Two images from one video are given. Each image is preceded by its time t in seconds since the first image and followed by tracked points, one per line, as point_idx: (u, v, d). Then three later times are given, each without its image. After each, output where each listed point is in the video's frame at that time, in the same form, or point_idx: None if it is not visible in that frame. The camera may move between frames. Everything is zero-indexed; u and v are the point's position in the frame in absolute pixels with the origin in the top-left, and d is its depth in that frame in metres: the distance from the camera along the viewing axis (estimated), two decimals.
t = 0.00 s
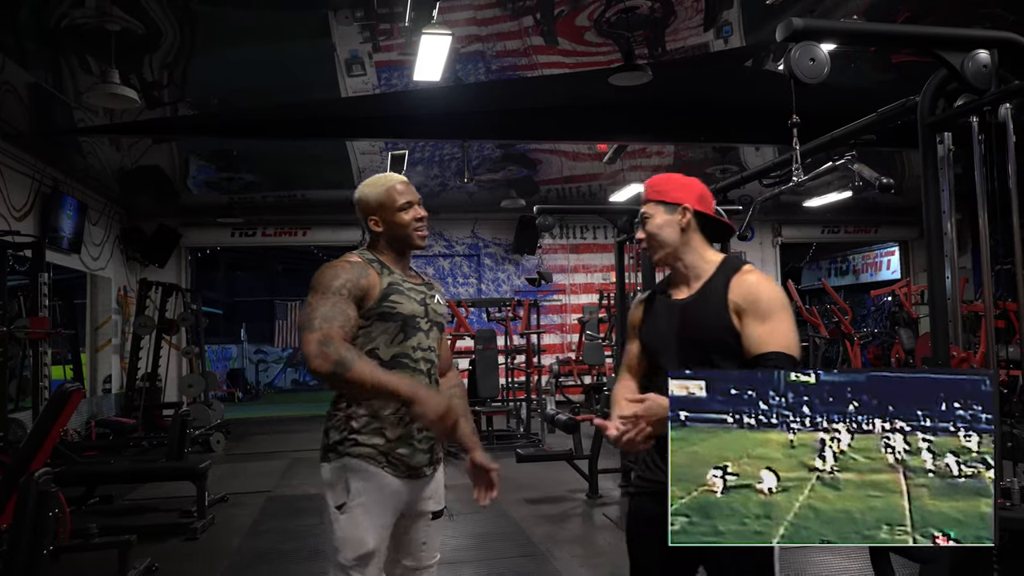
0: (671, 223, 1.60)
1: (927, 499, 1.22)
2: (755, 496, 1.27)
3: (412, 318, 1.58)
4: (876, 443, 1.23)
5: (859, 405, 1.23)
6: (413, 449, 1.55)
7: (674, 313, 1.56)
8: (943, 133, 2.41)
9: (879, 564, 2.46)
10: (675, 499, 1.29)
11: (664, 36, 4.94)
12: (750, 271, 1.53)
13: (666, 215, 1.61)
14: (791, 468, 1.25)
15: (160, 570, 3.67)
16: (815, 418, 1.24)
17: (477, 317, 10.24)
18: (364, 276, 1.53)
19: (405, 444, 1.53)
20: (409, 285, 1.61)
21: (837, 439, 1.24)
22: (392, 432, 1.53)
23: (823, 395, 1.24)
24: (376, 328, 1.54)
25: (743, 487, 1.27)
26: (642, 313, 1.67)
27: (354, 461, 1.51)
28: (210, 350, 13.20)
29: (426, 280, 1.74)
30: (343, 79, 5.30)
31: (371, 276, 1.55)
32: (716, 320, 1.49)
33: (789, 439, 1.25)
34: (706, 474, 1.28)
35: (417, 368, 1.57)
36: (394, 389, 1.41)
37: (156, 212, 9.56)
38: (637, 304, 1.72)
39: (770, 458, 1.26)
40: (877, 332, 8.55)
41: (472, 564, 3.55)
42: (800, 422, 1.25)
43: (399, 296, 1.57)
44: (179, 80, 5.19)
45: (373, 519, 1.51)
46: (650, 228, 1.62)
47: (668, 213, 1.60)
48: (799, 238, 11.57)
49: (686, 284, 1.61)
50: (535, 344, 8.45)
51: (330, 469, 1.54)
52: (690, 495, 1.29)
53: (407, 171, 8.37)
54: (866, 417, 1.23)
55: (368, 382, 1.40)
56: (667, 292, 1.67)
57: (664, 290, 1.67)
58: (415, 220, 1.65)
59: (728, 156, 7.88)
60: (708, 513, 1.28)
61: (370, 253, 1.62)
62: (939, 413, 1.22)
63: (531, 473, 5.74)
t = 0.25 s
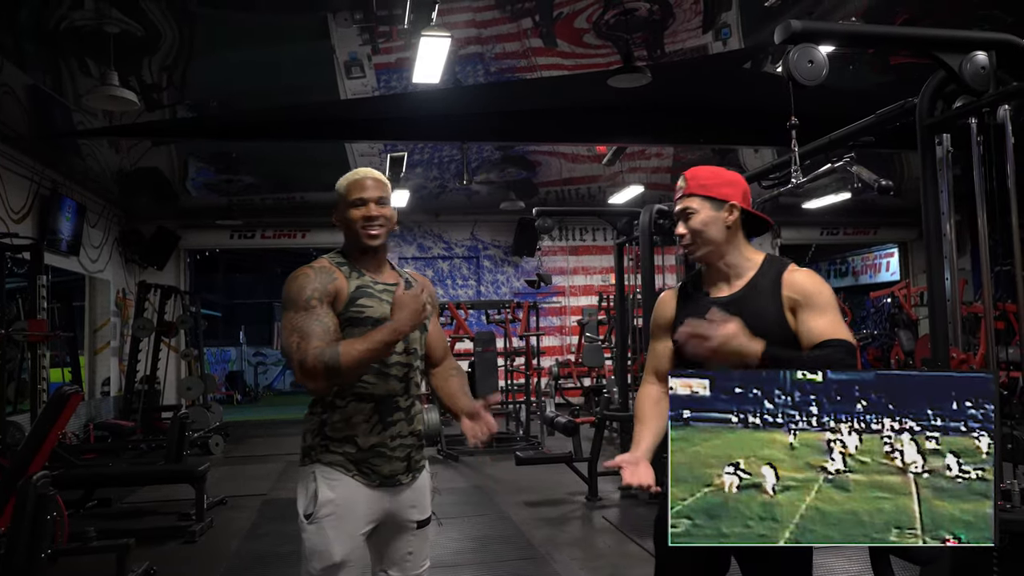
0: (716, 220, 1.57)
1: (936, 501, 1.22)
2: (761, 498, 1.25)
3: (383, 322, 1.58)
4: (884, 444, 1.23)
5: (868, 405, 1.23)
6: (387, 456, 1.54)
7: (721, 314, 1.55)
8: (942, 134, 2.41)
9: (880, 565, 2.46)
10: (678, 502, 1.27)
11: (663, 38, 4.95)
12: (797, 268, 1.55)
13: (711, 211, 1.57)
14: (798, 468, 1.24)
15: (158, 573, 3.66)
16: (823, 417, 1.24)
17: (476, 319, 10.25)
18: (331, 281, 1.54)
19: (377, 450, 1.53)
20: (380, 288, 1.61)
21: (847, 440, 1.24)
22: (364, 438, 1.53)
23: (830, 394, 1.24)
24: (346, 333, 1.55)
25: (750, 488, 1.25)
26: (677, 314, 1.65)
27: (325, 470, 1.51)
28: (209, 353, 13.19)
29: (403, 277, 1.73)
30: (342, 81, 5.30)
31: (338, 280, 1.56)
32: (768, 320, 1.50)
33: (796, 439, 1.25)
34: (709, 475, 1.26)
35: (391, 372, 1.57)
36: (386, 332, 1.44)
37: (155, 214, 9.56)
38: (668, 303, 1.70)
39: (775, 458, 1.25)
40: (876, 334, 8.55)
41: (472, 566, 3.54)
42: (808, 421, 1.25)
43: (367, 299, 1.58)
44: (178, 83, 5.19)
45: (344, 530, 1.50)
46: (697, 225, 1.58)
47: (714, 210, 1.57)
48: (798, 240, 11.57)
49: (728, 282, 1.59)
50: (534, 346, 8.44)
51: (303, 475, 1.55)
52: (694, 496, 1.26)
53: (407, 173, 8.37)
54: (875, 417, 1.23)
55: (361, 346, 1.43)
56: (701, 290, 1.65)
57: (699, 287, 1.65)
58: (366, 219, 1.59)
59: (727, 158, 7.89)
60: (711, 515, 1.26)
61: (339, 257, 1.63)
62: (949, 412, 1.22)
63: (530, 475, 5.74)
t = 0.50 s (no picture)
0: (747, 214, 1.60)
1: (948, 505, 1.18)
2: (765, 499, 1.21)
3: (353, 324, 1.54)
4: (891, 443, 1.20)
5: (876, 403, 1.19)
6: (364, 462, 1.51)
7: (743, 305, 1.57)
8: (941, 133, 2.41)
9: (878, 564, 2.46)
10: (679, 503, 1.22)
11: (662, 37, 4.95)
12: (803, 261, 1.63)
13: (742, 204, 1.59)
14: (802, 469, 1.21)
15: (157, 571, 3.66)
16: (829, 417, 1.21)
17: (475, 318, 10.26)
18: (296, 286, 1.51)
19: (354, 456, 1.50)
20: (351, 288, 1.57)
21: (854, 441, 1.21)
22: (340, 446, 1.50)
23: (837, 392, 1.21)
24: (315, 337, 1.51)
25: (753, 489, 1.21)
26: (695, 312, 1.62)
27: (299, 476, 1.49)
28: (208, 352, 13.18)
29: (382, 272, 1.67)
30: (342, 79, 5.30)
31: (304, 285, 1.53)
32: (791, 308, 1.54)
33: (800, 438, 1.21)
34: (711, 475, 1.21)
35: (365, 376, 1.54)
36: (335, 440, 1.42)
37: (154, 213, 9.55)
38: (681, 301, 1.65)
39: (778, 458, 1.21)
40: (875, 333, 8.55)
41: (470, 565, 3.54)
42: (813, 420, 1.21)
43: (336, 301, 1.53)
44: (176, 81, 5.18)
45: (321, 535, 1.49)
46: (736, 217, 1.58)
47: (746, 203, 1.59)
48: (797, 239, 11.58)
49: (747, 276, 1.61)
50: (533, 344, 8.44)
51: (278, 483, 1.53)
52: (696, 498, 1.21)
53: (406, 172, 8.37)
54: (883, 416, 1.20)
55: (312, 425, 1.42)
56: (716, 286, 1.64)
57: (713, 284, 1.64)
58: (344, 215, 1.60)
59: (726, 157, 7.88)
60: (712, 518, 1.21)
61: (310, 257, 1.60)
62: (962, 411, 1.18)
63: (529, 473, 5.74)
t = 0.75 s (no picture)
0: (730, 224, 1.63)
1: (950, 503, 1.20)
2: (767, 500, 1.21)
3: (335, 332, 1.54)
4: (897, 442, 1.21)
5: (880, 401, 1.21)
6: (351, 473, 1.52)
7: (734, 315, 1.59)
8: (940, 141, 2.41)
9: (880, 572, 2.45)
10: (678, 505, 1.20)
11: (661, 45, 4.96)
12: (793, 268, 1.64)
13: (724, 213, 1.63)
14: (804, 469, 1.21)
15: None
16: (833, 416, 1.21)
17: (475, 325, 10.27)
18: (270, 294, 1.51)
19: (341, 467, 1.51)
20: (334, 295, 1.57)
21: (858, 440, 1.21)
22: (325, 458, 1.50)
23: (841, 390, 1.21)
24: (295, 347, 1.51)
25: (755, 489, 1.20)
26: (686, 323, 1.64)
27: (284, 492, 1.48)
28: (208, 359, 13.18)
29: (366, 279, 1.68)
30: (342, 87, 5.30)
31: (281, 292, 1.52)
32: (783, 317, 1.56)
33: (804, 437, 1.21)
34: (712, 476, 1.20)
35: (349, 386, 1.54)
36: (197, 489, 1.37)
37: (154, 221, 9.56)
38: (671, 311, 1.68)
39: (778, 458, 1.21)
40: (876, 340, 8.55)
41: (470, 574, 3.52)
42: (817, 418, 1.21)
43: (315, 310, 1.53)
44: (177, 89, 5.20)
45: (314, 549, 1.48)
46: (718, 228, 1.62)
47: (729, 213, 1.63)
48: (797, 246, 11.58)
49: (735, 285, 1.63)
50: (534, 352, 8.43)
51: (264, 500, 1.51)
52: (695, 499, 1.20)
53: (406, 179, 8.39)
54: (887, 415, 1.21)
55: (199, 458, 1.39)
56: (707, 294, 1.66)
57: (703, 294, 1.66)
58: (341, 217, 1.61)
59: (726, 164, 7.90)
60: (712, 519, 1.20)
61: (293, 262, 1.60)
62: (967, 410, 1.21)
63: (529, 481, 5.72)
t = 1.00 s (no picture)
0: (692, 239, 1.60)
1: (964, 503, 1.23)
2: (775, 502, 1.27)
3: (327, 336, 1.53)
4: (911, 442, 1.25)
5: (894, 398, 1.25)
6: (344, 477, 1.51)
7: (692, 325, 1.56)
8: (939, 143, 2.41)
9: None
10: (684, 506, 1.28)
11: (660, 48, 4.97)
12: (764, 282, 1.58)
13: (687, 229, 1.60)
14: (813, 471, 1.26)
15: None
16: (844, 414, 1.26)
17: (474, 329, 10.28)
18: (261, 298, 1.51)
19: (334, 472, 1.50)
20: (325, 298, 1.57)
21: (870, 440, 1.26)
22: (318, 462, 1.50)
23: (852, 389, 1.26)
24: (286, 351, 1.51)
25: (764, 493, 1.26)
26: (651, 329, 1.62)
27: (277, 499, 1.48)
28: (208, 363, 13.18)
29: (355, 281, 1.67)
30: (341, 91, 5.30)
31: (271, 296, 1.52)
32: (740, 330, 1.52)
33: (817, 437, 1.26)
34: (718, 477, 1.27)
35: (342, 390, 1.54)
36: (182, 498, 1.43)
37: (154, 225, 9.56)
38: (640, 317, 1.67)
39: (787, 460, 1.27)
40: (876, 342, 8.55)
41: None
42: (828, 417, 1.26)
43: (308, 314, 1.53)
44: (176, 93, 5.20)
45: (308, 556, 1.48)
46: (674, 243, 1.59)
47: (689, 230, 1.59)
48: (797, 249, 11.59)
49: (698, 296, 1.60)
50: (533, 356, 8.43)
51: (257, 506, 1.51)
52: (702, 500, 1.28)
53: (405, 183, 8.39)
54: (900, 413, 1.25)
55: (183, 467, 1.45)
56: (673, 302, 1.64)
57: (670, 302, 1.64)
58: (334, 219, 1.61)
59: (726, 167, 7.90)
60: (719, 520, 1.27)
61: (281, 265, 1.59)
62: (985, 408, 1.23)
63: (529, 486, 5.72)
